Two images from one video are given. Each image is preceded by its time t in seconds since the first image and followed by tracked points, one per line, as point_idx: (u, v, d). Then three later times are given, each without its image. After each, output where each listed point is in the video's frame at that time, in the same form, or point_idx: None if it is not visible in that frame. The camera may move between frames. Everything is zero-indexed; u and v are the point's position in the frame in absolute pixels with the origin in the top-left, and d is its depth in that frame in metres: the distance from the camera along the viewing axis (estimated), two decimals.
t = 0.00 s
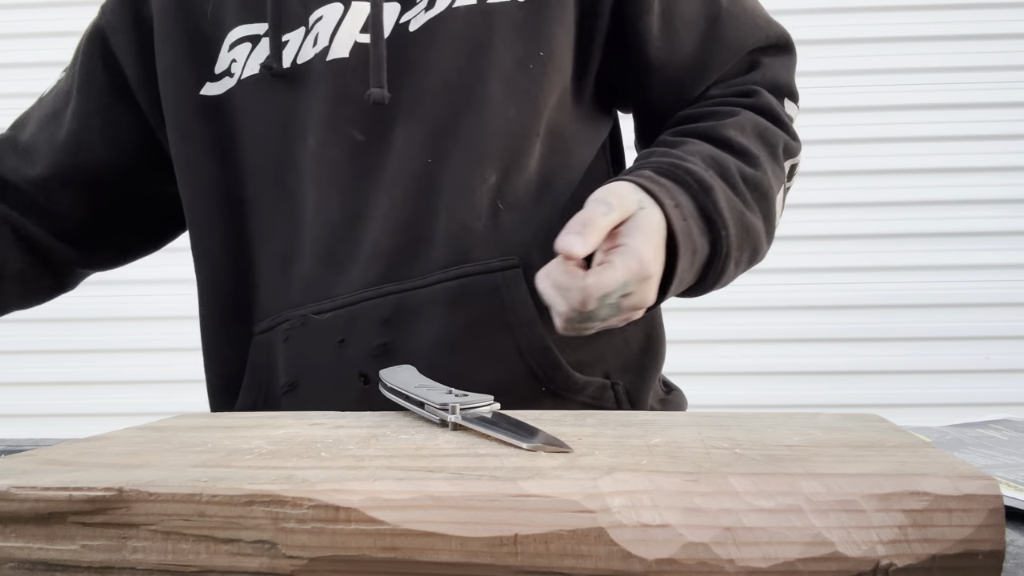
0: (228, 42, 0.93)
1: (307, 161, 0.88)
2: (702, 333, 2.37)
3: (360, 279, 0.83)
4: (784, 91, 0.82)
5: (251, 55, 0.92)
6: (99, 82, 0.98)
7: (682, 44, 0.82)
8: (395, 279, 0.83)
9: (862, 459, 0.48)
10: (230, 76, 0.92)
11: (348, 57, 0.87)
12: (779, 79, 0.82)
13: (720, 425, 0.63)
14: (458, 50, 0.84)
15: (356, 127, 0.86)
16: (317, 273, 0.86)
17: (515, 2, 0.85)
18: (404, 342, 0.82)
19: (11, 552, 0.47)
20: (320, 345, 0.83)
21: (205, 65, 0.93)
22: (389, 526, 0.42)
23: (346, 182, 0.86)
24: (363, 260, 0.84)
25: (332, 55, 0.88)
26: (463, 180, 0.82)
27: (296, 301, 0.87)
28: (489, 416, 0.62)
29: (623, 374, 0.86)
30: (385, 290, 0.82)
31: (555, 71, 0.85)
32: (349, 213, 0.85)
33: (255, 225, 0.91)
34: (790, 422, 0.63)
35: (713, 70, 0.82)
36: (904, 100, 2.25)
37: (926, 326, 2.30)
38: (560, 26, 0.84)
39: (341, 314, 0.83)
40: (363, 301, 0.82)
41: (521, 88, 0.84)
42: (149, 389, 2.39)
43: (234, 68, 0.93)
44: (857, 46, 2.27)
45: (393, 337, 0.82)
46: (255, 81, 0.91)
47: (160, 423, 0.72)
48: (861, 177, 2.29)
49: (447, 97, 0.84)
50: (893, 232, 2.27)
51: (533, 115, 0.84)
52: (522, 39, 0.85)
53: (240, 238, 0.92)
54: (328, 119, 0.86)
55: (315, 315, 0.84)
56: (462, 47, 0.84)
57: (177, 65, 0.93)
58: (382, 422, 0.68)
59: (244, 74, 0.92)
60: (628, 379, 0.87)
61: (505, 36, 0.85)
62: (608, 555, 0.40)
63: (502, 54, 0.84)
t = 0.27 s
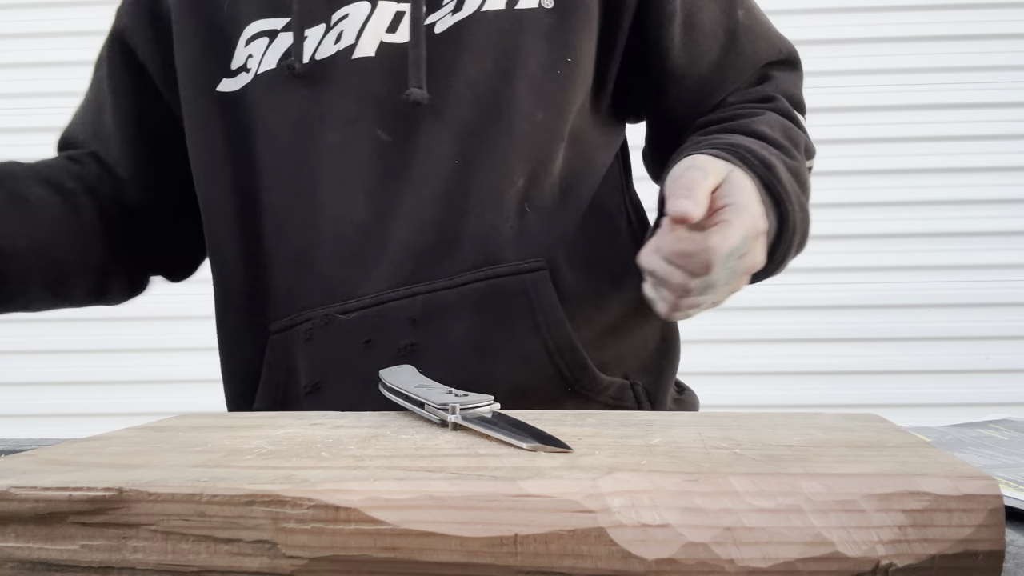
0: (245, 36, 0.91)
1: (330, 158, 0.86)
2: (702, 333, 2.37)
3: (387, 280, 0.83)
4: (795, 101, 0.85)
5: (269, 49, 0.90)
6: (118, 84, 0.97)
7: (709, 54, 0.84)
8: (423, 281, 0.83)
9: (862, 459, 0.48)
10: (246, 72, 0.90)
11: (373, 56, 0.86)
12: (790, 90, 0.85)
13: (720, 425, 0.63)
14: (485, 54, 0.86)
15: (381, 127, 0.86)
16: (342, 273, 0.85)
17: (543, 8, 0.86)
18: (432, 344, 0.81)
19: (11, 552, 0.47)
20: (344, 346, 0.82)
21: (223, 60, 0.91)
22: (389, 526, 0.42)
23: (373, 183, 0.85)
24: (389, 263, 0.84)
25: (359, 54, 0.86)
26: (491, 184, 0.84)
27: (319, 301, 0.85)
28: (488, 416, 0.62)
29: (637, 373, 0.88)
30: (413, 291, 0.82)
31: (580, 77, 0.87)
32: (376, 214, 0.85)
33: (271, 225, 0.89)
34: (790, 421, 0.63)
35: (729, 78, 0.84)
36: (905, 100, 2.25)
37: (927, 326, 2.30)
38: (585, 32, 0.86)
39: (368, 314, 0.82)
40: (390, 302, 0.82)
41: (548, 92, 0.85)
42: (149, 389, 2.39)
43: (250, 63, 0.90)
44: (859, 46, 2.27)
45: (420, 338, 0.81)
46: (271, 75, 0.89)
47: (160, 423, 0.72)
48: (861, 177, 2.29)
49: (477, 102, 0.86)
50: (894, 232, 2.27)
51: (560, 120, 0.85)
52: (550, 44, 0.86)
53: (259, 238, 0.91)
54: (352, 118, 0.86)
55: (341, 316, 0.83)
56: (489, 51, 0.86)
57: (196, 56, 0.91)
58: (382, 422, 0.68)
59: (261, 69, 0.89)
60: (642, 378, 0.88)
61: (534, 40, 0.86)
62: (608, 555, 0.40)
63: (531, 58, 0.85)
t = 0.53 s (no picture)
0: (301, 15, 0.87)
1: (361, 144, 0.82)
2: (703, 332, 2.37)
3: (421, 279, 0.81)
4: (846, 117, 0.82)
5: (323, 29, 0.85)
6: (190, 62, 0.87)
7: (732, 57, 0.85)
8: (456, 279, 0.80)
9: (862, 459, 0.48)
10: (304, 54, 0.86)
11: (427, 43, 0.83)
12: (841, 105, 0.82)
13: (720, 425, 0.63)
14: (535, 47, 0.83)
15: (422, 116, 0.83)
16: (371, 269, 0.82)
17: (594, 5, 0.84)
18: (462, 347, 0.79)
19: (12, 552, 0.47)
20: (370, 344, 0.81)
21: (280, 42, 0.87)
22: (389, 526, 0.42)
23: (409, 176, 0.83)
24: (423, 258, 0.81)
25: (412, 40, 0.82)
26: (534, 182, 0.82)
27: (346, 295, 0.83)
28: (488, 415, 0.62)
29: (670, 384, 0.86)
30: (446, 287, 0.79)
31: (632, 69, 0.84)
32: (411, 207, 0.82)
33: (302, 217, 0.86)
34: (790, 421, 0.63)
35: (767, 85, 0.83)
36: (906, 101, 2.26)
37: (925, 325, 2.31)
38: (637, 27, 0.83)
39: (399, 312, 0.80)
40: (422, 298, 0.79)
41: (596, 88, 0.83)
42: (149, 389, 2.39)
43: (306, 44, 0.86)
44: (859, 46, 2.27)
45: (451, 341, 0.79)
46: (323, 55, 0.83)
47: (161, 423, 0.72)
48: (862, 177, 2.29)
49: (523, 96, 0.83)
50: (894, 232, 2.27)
51: (607, 116, 0.83)
52: (600, 40, 0.84)
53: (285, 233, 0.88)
54: (391, 103, 0.81)
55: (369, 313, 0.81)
56: (539, 43, 0.83)
57: (258, 34, 0.86)
58: (382, 421, 0.68)
59: (314, 48, 0.84)
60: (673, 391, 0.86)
61: (584, 35, 0.84)
62: (608, 555, 0.40)
63: (580, 54, 0.83)
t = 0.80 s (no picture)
0: (362, 7, 0.91)
1: (427, 145, 0.85)
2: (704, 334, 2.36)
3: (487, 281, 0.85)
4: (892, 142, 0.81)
5: (386, 21, 0.88)
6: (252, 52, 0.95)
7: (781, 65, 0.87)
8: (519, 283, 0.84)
9: (862, 458, 0.48)
10: (364, 44, 0.90)
11: (489, 44, 0.87)
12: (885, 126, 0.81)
13: (719, 425, 0.63)
14: (598, 52, 0.86)
15: (485, 120, 0.87)
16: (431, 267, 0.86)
17: (661, 10, 0.87)
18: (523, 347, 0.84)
19: (12, 552, 0.47)
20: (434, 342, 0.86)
21: (341, 34, 0.91)
22: (389, 526, 0.42)
23: (473, 181, 0.87)
24: (486, 260, 0.85)
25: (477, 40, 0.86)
26: (595, 190, 0.85)
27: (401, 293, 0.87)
28: (488, 415, 0.62)
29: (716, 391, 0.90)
30: (505, 293, 0.84)
31: (692, 77, 0.87)
32: (471, 208, 0.86)
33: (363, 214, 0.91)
34: (789, 421, 0.63)
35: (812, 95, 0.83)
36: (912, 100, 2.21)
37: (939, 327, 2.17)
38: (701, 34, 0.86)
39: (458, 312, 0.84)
40: (482, 301, 0.84)
41: (660, 94, 0.86)
42: (148, 389, 2.39)
43: (367, 35, 0.90)
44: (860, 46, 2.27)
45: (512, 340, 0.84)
46: (385, 50, 0.87)
47: (161, 423, 0.72)
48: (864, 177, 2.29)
49: (584, 98, 0.86)
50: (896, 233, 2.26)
51: (671, 125, 0.86)
52: (662, 45, 0.87)
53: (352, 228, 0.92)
54: (456, 105, 0.85)
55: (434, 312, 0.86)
56: (603, 48, 0.86)
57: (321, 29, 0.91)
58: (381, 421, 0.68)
59: (375, 41, 0.88)
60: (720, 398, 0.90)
61: (650, 42, 0.87)
62: (609, 555, 0.40)
63: (643, 61, 0.86)
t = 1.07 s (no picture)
0: (394, 9, 0.95)
1: (467, 149, 0.88)
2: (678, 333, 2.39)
3: (524, 288, 0.86)
4: (937, 155, 0.86)
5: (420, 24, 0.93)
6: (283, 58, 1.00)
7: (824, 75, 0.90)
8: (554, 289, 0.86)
9: (851, 451, 0.50)
10: (395, 44, 0.94)
11: (527, 47, 0.90)
12: (932, 140, 0.86)
13: (709, 421, 0.64)
14: (637, 60, 0.89)
15: (523, 126, 0.89)
16: (465, 273, 0.87)
17: (706, 17, 0.89)
18: (554, 352, 0.86)
19: (3, 559, 0.46)
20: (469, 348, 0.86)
21: (371, 35, 0.95)
22: (399, 525, 0.42)
23: (511, 186, 0.89)
24: (522, 266, 0.87)
25: (513, 44, 0.89)
26: (636, 198, 0.86)
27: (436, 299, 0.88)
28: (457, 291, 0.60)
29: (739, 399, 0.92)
30: (540, 301, 0.85)
31: (737, 89, 0.89)
32: (508, 213, 0.88)
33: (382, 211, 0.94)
34: (776, 417, 0.65)
35: (853, 106, 0.87)
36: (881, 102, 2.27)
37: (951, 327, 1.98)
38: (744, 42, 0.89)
39: (492, 319, 0.86)
40: (517, 311, 0.86)
41: (703, 101, 0.88)
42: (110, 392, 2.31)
43: (399, 36, 0.94)
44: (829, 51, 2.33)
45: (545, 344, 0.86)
46: (419, 52, 0.92)
47: (144, 426, 0.71)
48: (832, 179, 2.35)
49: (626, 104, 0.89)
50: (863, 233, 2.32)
51: (714, 135, 0.88)
52: (702, 50, 0.89)
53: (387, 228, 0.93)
54: (494, 110, 0.88)
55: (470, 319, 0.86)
56: (644, 56, 0.89)
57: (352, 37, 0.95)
58: (372, 422, 0.68)
59: (409, 45, 0.93)
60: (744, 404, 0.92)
61: (693, 49, 0.89)
62: (618, 549, 0.41)
63: (687, 69, 0.89)
